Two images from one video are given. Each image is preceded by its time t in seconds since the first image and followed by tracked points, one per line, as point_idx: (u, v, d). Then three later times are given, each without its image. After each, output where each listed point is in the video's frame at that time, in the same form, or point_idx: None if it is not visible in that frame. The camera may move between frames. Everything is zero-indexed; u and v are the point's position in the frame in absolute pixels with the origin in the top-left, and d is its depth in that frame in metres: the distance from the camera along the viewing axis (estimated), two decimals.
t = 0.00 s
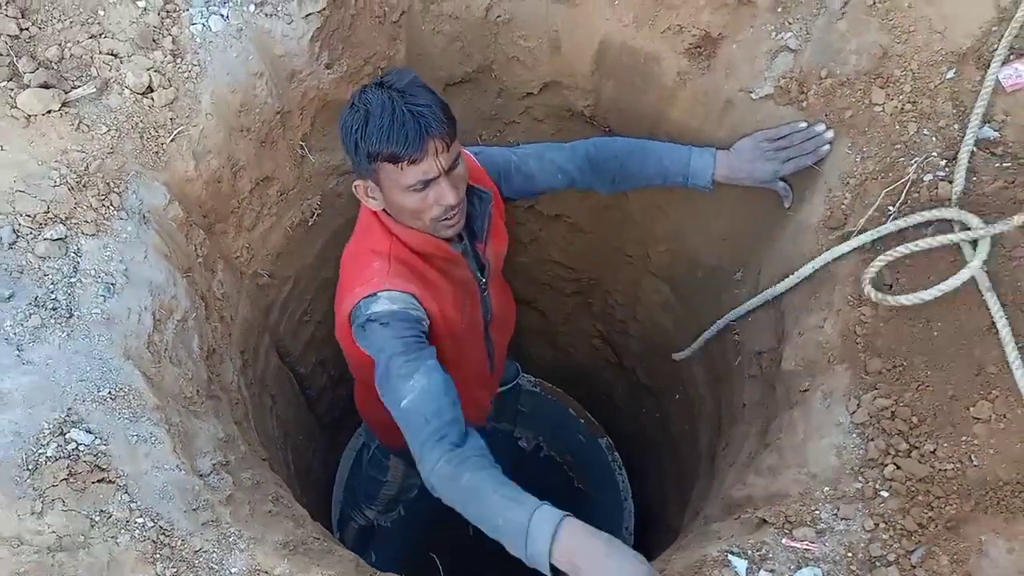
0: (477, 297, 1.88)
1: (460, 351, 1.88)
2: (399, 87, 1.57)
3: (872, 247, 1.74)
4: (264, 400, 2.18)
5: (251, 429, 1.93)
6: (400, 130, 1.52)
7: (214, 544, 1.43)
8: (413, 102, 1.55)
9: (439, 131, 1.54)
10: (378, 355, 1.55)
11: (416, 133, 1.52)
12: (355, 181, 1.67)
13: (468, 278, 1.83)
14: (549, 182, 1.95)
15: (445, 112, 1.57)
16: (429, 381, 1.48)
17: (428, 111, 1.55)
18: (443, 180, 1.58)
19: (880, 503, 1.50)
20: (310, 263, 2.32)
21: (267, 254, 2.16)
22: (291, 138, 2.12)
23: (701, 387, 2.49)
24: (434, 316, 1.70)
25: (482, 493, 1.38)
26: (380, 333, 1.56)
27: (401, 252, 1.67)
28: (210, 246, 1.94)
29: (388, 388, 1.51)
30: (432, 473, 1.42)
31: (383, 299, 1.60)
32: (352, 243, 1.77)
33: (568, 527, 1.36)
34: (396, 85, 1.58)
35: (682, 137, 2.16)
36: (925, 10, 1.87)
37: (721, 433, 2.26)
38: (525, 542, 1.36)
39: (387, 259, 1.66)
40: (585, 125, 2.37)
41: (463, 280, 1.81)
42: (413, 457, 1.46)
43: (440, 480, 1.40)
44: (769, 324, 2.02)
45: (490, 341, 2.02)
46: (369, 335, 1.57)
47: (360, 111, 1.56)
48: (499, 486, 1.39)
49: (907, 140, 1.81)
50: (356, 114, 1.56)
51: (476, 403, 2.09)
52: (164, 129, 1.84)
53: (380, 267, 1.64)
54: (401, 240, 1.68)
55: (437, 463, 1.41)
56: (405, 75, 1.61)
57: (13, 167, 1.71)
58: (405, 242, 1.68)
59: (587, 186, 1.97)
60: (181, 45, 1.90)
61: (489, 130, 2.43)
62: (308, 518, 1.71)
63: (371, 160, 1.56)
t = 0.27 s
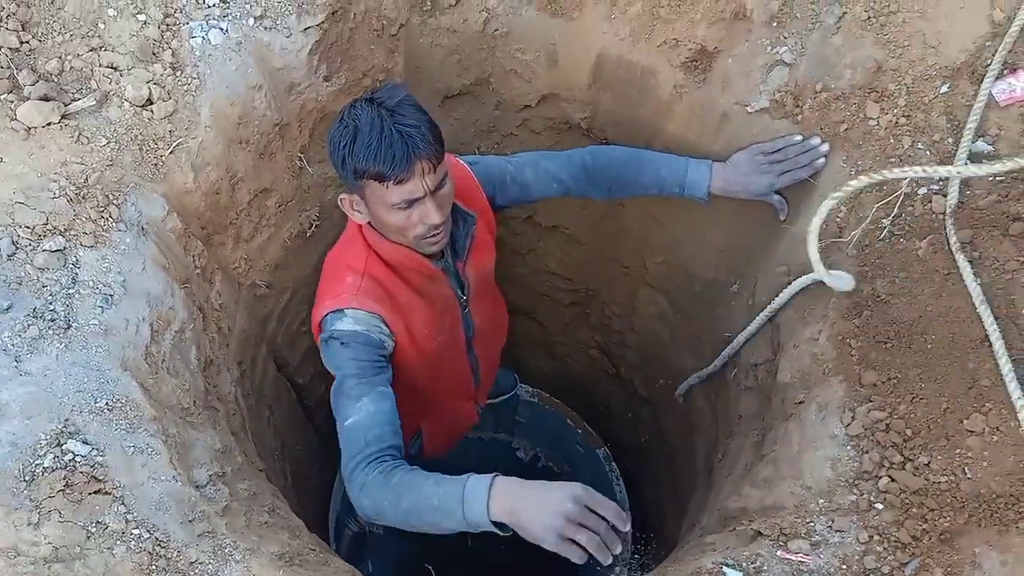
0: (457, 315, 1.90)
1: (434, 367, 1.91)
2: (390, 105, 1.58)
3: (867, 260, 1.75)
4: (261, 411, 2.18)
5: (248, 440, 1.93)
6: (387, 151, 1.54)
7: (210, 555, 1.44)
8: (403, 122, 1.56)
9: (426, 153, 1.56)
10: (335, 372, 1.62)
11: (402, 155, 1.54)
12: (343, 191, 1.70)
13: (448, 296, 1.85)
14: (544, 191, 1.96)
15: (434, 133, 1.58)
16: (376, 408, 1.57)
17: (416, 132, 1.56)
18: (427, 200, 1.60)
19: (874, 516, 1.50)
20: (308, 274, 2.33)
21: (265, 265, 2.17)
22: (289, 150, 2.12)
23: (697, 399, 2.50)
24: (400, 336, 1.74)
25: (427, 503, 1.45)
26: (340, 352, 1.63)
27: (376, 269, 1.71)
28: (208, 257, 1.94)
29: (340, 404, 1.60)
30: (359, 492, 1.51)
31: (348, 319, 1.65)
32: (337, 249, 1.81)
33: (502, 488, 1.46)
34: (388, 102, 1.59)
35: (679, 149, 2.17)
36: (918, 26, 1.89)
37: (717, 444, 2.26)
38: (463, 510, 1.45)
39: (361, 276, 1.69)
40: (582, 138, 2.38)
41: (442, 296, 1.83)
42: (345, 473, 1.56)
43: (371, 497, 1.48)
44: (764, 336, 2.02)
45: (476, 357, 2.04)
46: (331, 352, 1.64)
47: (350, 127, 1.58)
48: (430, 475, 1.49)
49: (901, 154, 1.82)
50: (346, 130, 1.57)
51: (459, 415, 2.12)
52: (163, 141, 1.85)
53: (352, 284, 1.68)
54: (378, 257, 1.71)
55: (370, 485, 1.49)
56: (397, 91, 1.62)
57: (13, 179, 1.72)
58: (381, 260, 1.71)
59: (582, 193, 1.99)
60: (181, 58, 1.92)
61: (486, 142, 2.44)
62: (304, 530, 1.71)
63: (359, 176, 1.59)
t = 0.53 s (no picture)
0: (430, 323, 1.91)
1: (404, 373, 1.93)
2: (357, 112, 1.60)
3: (858, 275, 1.76)
4: (255, 424, 2.19)
5: (241, 452, 1.93)
6: (366, 155, 1.55)
7: (200, 570, 1.44)
8: (373, 126, 1.58)
9: (403, 152, 1.58)
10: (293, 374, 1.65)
11: (381, 157, 1.55)
12: (320, 207, 1.70)
13: (419, 305, 1.86)
14: (530, 198, 1.97)
15: (407, 133, 1.60)
16: (329, 413, 1.59)
17: (388, 134, 1.59)
18: (409, 201, 1.61)
19: (865, 530, 1.50)
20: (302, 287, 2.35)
21: (259, 278, 2.18)
22: (284, 164, 2.11)
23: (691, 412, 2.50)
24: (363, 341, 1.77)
25: (364, 533, 1.46)
26: (299, 355, 1.65)
27: (341, 275, 1.73)
28: (202, 271, 1.95)
29: (298, 407, 1.62)
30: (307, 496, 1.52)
31: (308, 322, 1.68)
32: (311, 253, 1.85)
33: (434, 547, 1.46)
34: (354, 110, 1.62)
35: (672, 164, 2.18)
36: (909, 42, 1.90)
37: (710, 457, 2.27)
38: (393, 556, 1.45)
39: (325, 281, 1.72)
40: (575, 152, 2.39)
41: (412, 304, 1.84)
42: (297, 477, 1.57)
43: (317, 503, 1.49)
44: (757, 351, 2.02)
45: (454, 365, 2.05)
46: (291, 355, 1.67)
47: (320, 139, 1.60)
48: (375, 505, 1.49)
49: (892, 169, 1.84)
50: (318, 144, 1.59)
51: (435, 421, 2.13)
52: (158, 154, 1.86)
53: (315, 289, 1.71)
54: (344, 263, 1.73)
55: (317, 490, 1.50)
56: (358, 100, 1.64)
57: (7, 192, 1.73)
58: (346, 266, 1.74)
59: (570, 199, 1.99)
60: (175, 73, 1.93)
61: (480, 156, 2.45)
62: (295, 543, 1.71)
63: (337, 188, 1.60)
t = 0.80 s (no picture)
0: (405, 347, 1.88)
1: (378, 396, 1.91)
2: (307, 132, 1.61)
3: (840, 295, 1.78)
4: (240, 445, 2.18)
5: (226, 474, 1.92)
6: (330, 163, 1.55)
7: None
8: (325, 137, 1.59)
9: (365, 156, 1.59)
10: (261, 399, 1.64)
11: (344, 161, 1.56)
12: (293, 238, 1.68)
13: (393, 329, 1.84)
14: (509, 214, 1.84)
15: (360, 135, 1.62)
16: (295, 438, 1.58)
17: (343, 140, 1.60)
18: (378, 203, 1.62)
19: (850, 550, 1.51)
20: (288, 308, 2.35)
21: (244, 299, 2.17)
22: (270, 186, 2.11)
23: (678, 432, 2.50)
24: (333, 365, 1.75)
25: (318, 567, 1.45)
26: (267, 380, 1.65)
27: (310, 299, 1.72)
28: (188, 292, 1.95)
29: (265, 431, 1.62)
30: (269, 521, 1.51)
31: (275, 346, 1.66)
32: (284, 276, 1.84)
33: None
34: (303, 130, 1.62)
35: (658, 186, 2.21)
36: (889, 65, 1.93)
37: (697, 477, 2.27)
38: None
39: (294, 305, 1.71)
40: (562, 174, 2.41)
41: (385, 328, 1.82)
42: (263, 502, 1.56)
43: (278, 530, 1.48)
44: (742, 370, 2.03)
45: (432, 388, 2.02)
46: (259, 379, 1.66)
47: (278, 165, 1.59)
48: (337, 535, 1.46)
49: (874, 191, 1.86)
50: (279, 169, 1.58)
51: (415, 442, 2.12)
52: (144, 177, 1.85)
53: (284, 313, 1.70)
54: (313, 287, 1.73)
55: (279, 516, 1.49)
56: (304, 123, 1.65)
57: None
58: (315, 290, 1.73)
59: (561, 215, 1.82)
60: (162, 95, 1.93)
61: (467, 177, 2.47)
62: (280, 566, 1.70)
63: (310, 207, 1.58)
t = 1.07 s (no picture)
0: (390, 371, 1.87)
1: (364, 420, 1.89)
2: (285, 156, 1.60)
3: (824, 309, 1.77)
4: (227, 468, 2.16)
5: (215, 497, 1.91)
6: (310, 188, 1.55)
7: None
8: (305, 160, 1.58)
9: (345, 179, 1.59)
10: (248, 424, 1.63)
11: (325, 185, 1.55)
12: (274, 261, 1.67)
13: (377, 353, 1.82)
14: (495, 236, 1.79)
15: (339, 158, 1.61)
16: (285, 462, 1.57)
17: (322, 163, 1.59)
18: (359, 226, 1.61)
19: (841, 560, 1.52)
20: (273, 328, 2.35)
21: (230, 321, 2.16)
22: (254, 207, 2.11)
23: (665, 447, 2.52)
24: (316, 389, 1.74)
25: None
26: (252, 405, 1.64)
27: (293, 323, 1.72)
28: (174, 314, 1.94)
29: (254, 456, 1.60)
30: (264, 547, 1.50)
31: (258, 372, 1.65)
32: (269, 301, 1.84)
33: None
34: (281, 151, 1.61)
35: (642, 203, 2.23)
36: (865, 81, 1.98)
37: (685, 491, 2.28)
38: None
39: (276, 331, 1.70)
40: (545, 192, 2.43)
41: (370, 352, 1.81)
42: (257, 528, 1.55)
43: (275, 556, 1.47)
44: (728, 383, 2.05)
45: (421, 411, 2.00)
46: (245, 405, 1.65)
47: (257, 189, 1.58)
48: (339, 563, 1.46)
49: (854, 205, 1.89)
50: (258, 194, 1.57)
51: (404, 465, 2.10)
52: (129, 199, 1.84)
53: (266, 338, 1.69)
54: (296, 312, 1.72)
55: (275, 542, 1.48)
56: (283, 145, 1.64)
57: None
58: (297, 315, 1.72)
59: (549, 237, 1.76)
60: (147, 118, 1.92)
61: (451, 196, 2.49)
62: None
63: (291, 232, 1.58)
